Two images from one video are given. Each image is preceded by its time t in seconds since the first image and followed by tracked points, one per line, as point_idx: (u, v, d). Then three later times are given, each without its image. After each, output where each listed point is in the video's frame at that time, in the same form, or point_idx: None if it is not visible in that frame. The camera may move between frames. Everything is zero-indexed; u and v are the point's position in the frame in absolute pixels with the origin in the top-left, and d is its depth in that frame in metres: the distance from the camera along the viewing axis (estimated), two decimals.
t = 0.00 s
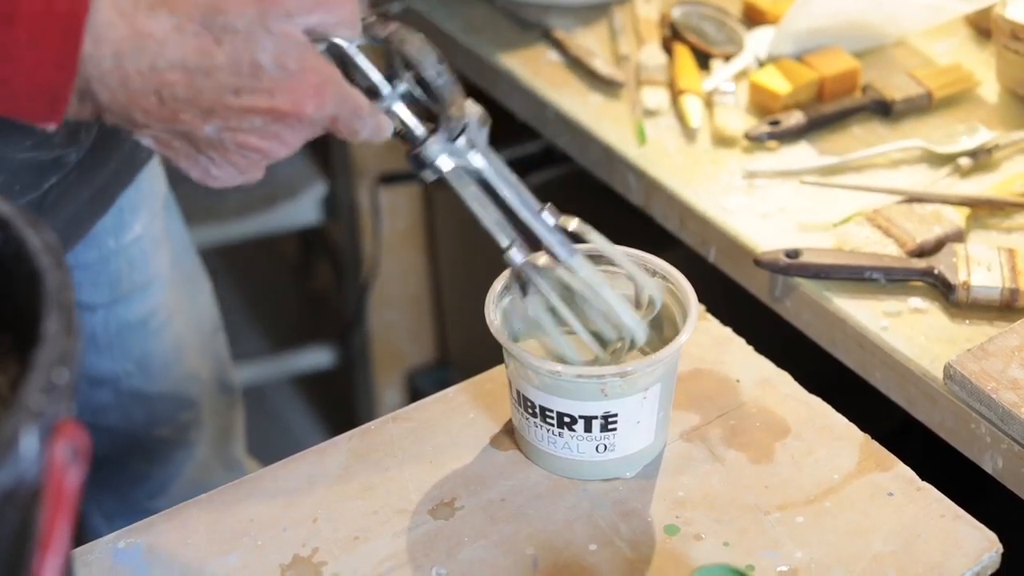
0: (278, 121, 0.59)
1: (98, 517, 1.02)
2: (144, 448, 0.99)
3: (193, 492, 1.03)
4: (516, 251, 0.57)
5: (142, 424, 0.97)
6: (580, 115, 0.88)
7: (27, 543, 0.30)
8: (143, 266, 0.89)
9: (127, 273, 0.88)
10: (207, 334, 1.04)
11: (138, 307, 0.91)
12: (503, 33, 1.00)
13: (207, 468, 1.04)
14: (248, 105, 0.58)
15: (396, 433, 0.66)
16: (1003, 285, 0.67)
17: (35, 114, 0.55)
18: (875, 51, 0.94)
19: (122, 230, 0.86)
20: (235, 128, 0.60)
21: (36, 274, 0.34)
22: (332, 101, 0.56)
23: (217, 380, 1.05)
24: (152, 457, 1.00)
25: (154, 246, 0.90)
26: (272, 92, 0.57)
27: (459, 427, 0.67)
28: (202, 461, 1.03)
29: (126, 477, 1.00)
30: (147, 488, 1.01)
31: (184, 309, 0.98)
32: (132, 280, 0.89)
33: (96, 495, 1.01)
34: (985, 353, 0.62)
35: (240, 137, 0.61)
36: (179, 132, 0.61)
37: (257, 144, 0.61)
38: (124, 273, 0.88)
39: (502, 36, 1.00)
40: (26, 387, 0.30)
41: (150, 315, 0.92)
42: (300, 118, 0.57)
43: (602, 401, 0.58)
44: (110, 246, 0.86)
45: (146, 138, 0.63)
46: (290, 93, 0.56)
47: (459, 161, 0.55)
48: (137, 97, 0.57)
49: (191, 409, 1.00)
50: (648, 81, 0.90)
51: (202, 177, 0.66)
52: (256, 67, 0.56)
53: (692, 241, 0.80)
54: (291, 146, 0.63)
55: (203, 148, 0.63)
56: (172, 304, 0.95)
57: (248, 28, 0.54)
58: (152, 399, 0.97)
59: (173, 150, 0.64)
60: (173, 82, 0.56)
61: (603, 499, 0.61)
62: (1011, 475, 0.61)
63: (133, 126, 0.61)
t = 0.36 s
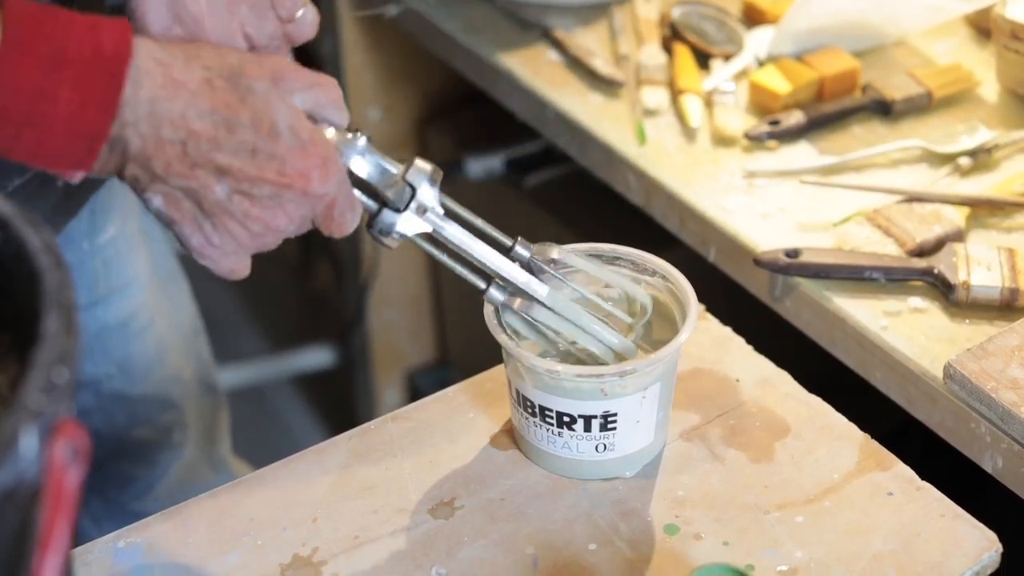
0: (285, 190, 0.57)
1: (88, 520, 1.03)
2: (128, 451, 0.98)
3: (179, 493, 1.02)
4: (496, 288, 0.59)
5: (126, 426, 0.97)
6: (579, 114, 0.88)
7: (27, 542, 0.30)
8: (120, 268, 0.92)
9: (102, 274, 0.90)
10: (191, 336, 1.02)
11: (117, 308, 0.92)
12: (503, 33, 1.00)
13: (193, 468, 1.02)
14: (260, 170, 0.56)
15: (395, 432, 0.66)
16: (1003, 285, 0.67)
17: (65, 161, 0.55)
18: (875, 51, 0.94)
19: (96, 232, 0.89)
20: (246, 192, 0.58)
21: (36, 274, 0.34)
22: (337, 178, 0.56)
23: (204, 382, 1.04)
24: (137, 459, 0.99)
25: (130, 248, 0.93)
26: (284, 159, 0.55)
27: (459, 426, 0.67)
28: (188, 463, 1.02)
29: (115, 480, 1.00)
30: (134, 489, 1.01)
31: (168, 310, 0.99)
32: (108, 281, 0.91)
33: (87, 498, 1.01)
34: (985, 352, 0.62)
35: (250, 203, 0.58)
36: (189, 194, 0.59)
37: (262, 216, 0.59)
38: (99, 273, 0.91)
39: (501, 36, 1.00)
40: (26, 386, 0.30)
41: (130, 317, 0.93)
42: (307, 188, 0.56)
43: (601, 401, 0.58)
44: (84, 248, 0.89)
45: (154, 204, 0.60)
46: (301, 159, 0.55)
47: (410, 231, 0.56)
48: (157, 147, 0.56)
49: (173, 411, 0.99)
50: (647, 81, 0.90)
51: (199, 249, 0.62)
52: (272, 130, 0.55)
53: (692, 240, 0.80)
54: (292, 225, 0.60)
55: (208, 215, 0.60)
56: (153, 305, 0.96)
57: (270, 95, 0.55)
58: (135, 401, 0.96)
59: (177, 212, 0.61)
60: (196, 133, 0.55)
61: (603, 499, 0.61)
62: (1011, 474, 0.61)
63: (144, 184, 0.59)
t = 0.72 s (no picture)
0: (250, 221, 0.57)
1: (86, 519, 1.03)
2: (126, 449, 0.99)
3: (177, 493, 1.02)
4: (491, 281, 0.58)
5: (123, 424, 0.98)
6: (579, 114, 0.88)
7: (27, 541, 0.30)
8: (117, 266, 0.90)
9: (99, 274, 0.89)
10: (191, 335, 1.01)
11: (115, 306, 0.91)
12: (503, 32, 1.00)
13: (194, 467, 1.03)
14: (218, 201, 0.57)
15: (396, 432, 0.66)
16: (1003, 285, 0.67)
17: (29, 199, 0.55)
18: (875, 51, 0.94)
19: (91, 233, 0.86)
20: (210, 229, 0.58)
21: (36, 273, 0.34)
22: (304, 204, 0.55)
23: (203, 381, 1.03)
24: (135, 458, 1.00)
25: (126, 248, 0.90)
26: (244, 191, 0.56)
27: (459, 426, 0.67)
28: (187, 460, 1.02)
29: (113, 477, 1.00)
30: (132, 488, 1.01)
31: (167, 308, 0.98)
32: (107, 280, 0.89)
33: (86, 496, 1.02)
34: (985, 352, 0.62)
35: (220, 241, 0.59)
36: (155, 237, 0.59)
37: (233, 251, 0.59)
38: (97, 272, 0.89)
39: (501, 35, 1.00)
40: (26, 386, 0.30)
41: (128, 314, 0.92)
42: (272, 216, 0.55)
43: (601, 401, 0.58)
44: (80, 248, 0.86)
45: (123, 256, 0.61)
46: (261, 188, 0.55)
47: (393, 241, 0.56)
48: (116, 190, 0.57)
49: (172, 410, 0.99)
50: (647, 81, 0.90)
51: (178, 298, 0.63)
52: (228, 164, 0.56)
53: (692, 240, 0.80)
54: (266, 262, 0.61)
55: (179, 257, 0.60)
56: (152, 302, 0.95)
57: (225, 134, 0.57)
58: (132, 399, 0.97)
59: (150, 262, 0.61)
60: (155, 171, 0.56)
61: (603, 499, 0.61)
62: (1011, 474, 0.61)
63: (108, 233, 0.59)
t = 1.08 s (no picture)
0: (214, 246, 0.55)
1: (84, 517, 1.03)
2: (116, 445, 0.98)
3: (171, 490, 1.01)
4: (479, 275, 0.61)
5: (114, 421, 0.98)
6: (579, 114, 0.88)
7: (27, 541, 0.30)
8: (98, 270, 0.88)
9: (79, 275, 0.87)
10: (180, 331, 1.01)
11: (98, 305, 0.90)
12: (502, 33, 1.00)
13: (187, 464, 1.01)
14: (181, 229, 0.55)
15: (395, 432, 0.66)
16: (1003, 284, 0.67)
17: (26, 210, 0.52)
18: (874, 51, 0.94)
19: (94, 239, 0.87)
20: (175, 257, 0.56)
21: (36, 272, 0.34)
22: (262, 219, 0.54)
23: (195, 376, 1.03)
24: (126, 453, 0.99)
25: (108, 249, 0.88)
26: (201, 216, 0.55)
27: (459, 426, 0.67)
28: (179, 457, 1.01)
29: (105, 474, 1.00)
30: (124, 484, 1.00)
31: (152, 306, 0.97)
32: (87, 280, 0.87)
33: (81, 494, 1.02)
34: (985, 352, 0.62)
35: (189, 270, 0.56)
36: (130, 280, 0.57)
37: (203, 277, 0.57)
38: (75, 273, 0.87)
39: (501, 35, 1.00)
40: (26, 385, 0.30)
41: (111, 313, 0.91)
42: (233, 237, 0.54)
43: (595, 402, 0.58)
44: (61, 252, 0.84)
45: (105, 306, 0.59)
46: (217, 211, 0.54)
47: (373, 242, 0.58)
48: (84, 237, 0.56)
49: (164, 405, 0.99)
50: (647, 80, 0.90)
51: (165, 339, 0.61)
52: (182, 197, 0.56)
53: (692, 240, 0.80)
54: (241, 287, 0.58)
55: (155, 297, 0.58)
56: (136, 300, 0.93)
57: (178, 171, 0.57)
58: (120, 395, 0.96)
59: (128, 307, 0.59)
60: (115, 212, 0.55)
61: (604, 499, 0.61)
62: (1011, 474, 0.61)
63: (83, 284, 0.57)
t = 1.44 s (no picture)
0: (220, 290, 0.55)
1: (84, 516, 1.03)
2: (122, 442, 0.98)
3: (174, 488, 1.02)
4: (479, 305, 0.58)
5: (119, 417, 0.96)
6: (579, 114, 0.88)
7: (26, 541, 0.30)
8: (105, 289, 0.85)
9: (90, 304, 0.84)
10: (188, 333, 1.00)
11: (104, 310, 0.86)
12: (502, 33, 1.00)
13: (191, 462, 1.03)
14: (185, 274, 0.55)
15: (395, 431, 0.66)
16: (1003, 284, 0.67)
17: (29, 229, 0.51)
18: (874, 51, 0.94)
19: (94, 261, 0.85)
20: (184, 301, 0.55)
21: (36, 272, 0.34)
22: (267, 263, 0.55)
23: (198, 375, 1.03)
24: (131, 452, 0.99)
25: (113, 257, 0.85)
26: (207, 259, 0.54)
27: (458, 425, 0.67)
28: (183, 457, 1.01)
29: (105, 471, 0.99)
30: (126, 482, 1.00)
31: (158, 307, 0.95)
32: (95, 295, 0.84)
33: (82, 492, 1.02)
34: (985, 352, 0.62)
35: (195, 313, 0.56)
36: (134, 321, 0.56)
37: (209, 322, 0.56)
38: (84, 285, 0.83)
39: (501, 34, 1.00)
40: (26, 384, 0.30)
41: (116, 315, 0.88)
42: (240, 280, 0.54)
43: (589, 404, 0.58)
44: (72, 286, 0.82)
45: (109, 351, 0.58)
46: (223, 255, 0.54)
47: (375, 281, 0.58)
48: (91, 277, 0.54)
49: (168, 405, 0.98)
50: (647, 80, 0.90)
51: (170, 382, 0.59)
52: (188, 241, 0.55)
53: (692, 240, 0.80)
54: (246, 331, 0.58)
55: (162, 340, 0.57)
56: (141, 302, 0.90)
57: (182, 215, 0.56)
58: (124, 392, 0.94)
59: (134, 350, 0.58)
60: (122, 254, 0.54)
61: (604, 499, 0.61)
62: (1011, 473, 0.61)
63: (89, 325, 0.56)
